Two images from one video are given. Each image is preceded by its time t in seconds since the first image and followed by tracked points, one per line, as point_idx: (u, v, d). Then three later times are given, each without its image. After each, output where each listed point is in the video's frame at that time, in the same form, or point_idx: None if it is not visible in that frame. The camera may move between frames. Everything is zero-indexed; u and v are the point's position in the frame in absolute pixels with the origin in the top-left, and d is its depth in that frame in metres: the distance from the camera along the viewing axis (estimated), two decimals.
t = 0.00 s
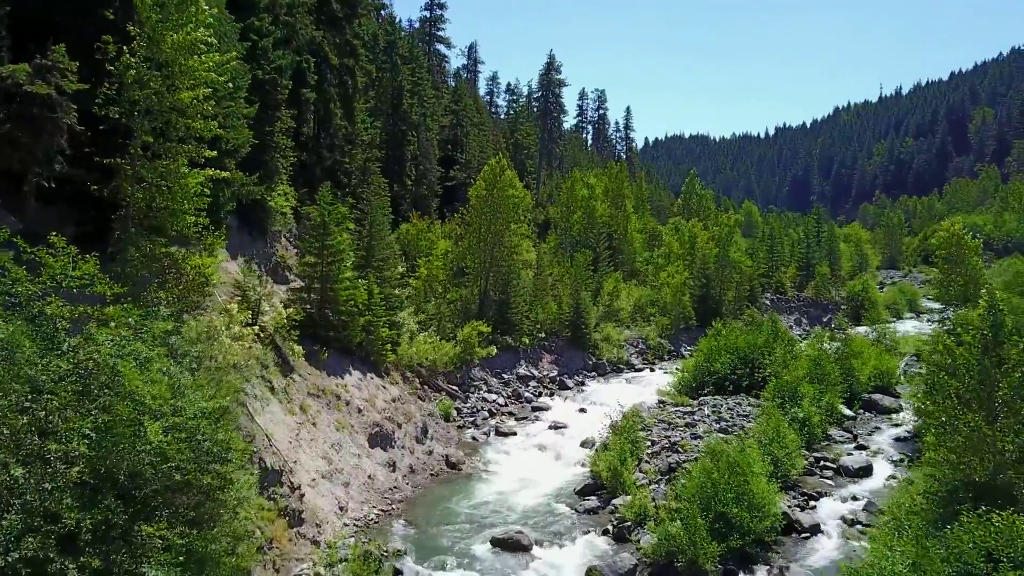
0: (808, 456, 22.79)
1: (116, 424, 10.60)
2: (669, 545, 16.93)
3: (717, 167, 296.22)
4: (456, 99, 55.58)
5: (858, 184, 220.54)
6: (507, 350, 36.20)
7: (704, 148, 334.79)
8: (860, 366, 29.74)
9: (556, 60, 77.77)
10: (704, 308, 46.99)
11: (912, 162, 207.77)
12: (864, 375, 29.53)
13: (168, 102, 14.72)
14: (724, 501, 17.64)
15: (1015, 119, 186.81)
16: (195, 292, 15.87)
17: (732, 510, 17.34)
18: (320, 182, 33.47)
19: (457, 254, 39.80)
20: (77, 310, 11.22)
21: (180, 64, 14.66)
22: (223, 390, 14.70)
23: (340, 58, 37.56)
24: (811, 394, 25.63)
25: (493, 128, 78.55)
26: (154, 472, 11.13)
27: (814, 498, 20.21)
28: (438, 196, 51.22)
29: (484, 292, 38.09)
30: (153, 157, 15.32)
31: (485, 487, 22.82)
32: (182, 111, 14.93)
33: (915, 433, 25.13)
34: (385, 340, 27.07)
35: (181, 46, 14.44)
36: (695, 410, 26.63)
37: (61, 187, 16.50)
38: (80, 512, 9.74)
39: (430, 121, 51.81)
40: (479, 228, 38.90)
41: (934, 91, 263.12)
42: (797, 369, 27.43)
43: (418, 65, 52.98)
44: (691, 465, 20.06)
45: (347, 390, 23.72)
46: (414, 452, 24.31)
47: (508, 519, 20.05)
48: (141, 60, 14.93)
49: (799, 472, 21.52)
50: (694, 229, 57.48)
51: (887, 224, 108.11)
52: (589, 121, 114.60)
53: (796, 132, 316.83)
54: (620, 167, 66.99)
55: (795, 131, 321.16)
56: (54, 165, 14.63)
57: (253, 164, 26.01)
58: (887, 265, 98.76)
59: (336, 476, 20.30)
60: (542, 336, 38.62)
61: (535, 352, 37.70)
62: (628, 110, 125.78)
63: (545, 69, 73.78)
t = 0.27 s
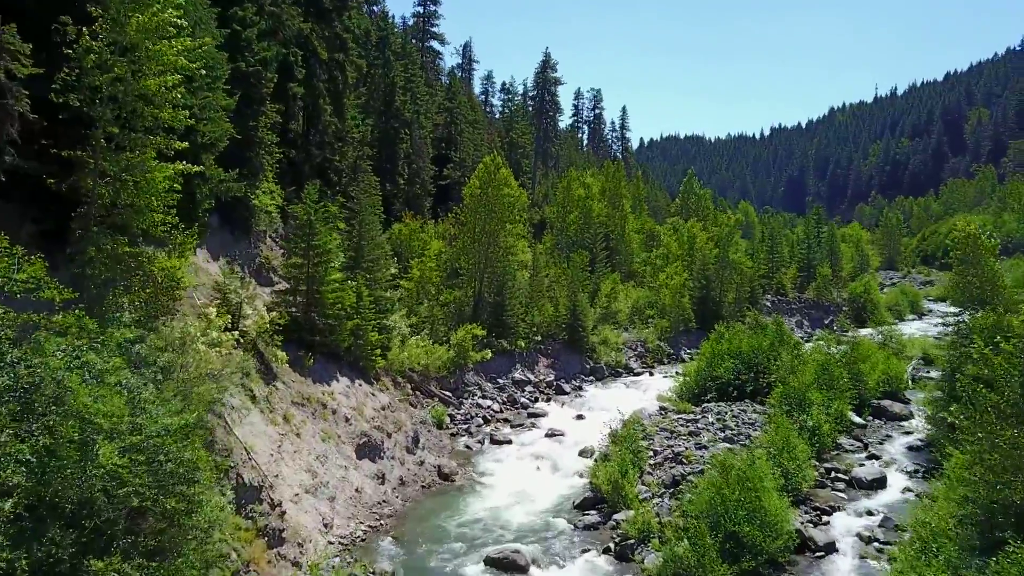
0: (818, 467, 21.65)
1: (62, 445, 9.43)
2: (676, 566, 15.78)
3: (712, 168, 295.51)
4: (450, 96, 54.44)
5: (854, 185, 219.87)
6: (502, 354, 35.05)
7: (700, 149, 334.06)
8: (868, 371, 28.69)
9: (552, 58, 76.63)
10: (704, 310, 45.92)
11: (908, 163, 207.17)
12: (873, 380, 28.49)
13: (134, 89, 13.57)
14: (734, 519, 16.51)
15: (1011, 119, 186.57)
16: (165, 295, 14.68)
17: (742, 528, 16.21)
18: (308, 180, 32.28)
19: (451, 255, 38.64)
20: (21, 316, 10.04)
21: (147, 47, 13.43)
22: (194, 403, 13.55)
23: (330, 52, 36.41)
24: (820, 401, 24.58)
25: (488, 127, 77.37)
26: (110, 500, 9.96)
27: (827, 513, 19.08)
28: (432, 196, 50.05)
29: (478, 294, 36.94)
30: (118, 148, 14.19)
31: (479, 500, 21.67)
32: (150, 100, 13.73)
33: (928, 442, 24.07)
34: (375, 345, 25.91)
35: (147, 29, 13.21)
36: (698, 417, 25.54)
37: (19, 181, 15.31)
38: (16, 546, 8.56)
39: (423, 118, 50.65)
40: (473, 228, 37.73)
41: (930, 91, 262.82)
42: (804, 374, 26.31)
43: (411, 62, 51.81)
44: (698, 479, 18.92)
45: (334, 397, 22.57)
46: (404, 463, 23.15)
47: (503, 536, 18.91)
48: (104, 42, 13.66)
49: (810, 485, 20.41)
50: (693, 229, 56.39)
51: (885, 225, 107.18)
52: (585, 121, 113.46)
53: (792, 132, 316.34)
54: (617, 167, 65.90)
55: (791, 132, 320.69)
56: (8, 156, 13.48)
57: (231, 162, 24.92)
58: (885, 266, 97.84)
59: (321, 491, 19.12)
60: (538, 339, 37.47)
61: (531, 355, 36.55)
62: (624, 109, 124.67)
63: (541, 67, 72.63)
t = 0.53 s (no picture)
0: (828, 479, 20.54)
1: None
2: None
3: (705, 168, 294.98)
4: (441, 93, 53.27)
5: (846, 185, 219.55)
6: (494, 358, 33.91)
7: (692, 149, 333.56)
8: (874, 375, 27.62)
9: (544, 55, 75.51)
10: (701, 312, 44.88)
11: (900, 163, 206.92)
12: (879, 386, 27.42)
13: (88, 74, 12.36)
14: (743, 541, 15.41)
15: (1003, 119, 186.75)
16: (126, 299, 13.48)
17: (752, 549, 15.11)
18: (293, 178, 31.07)
19: (441, 256, 37.46)
20: None
21: (104, 27, 12.21)
22: (154, 418, 12.35)
23: (315, 45, 35.22)
24: (826, 408, 23.50)
25: (480, 126, 76.16)
26: (46, 535, 8.82)
27: (839, 529, 17.96)
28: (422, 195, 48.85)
29: (469, 296, 35.78)
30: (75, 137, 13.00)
31: (469, 514, 20.48)
32: (108, 85, 12.53)
33: (940, 451, 23.00)
34: (361, 350, 24.73)
35: (103, 7, 12.02)
36: (699, 425, 24.44)
37: None
38: None
39: (413, 116, 49.47)
40: (464, 228, 36.54)
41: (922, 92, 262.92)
42: (809, 379, 25.21)
43: (400, 57, 50.60)
44: (704, 495, 17.80)
45: (316, 406, 21.38)
46: (391, 475, 21.97)
47: (495, 556, 17.74)
48: (55, 23, 12.36)
49: (819, 498, 19.30)
50: (688, 229, 55.35)
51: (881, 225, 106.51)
52: (577, 120, 112.42)
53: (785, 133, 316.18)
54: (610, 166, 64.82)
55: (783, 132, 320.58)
56: None
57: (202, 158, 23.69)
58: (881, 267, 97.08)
59: (300, 507, 17.92)
60: (532, 343, 36.31)
61: (524, 359, 35.40)
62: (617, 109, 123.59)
63: (533, 64, 71.45)
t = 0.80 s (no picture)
0: (838, 491, 19.45)
1: None
2: None
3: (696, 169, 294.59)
4: (430, 90, 52.06)
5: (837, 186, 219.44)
6: (485, 363, 32.74)
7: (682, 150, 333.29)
8: (879, 381, 26.58)
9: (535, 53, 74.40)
10: (696, 314, 43.83)
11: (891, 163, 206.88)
12: (884, 391, 26.40)
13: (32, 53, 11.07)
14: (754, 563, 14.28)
15: (993, 119, 188.58)
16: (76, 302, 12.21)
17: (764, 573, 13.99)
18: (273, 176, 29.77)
19: (429, 257, 36.26)
20: None
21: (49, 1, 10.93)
22: (107, 436, 11.10)
23: (299, 37, 33.95)
24: (833, 416, 22.41)
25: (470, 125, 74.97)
26: None
27: (852, 546, 16.84)
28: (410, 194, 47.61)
29: (459, 298, 34.60)
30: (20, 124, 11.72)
31: (458, 530, 19.28)
32: (56, 67, 11.27)
33: (951, 461, 21.95)
34: (344, 356, 23.49)
35: None
36: (700, 434, 23.32)
37: None
38: None
39: (401, 113, 48.22)
40: (453, 228, 35.34)
41: (912, 92, 263.33)
42: (814, 385, 24.16)
43: (388, 53, 49.35)
44: (710, 512, 16.66)
45: (296, 415, 20.13)
46: (376, 488, 20.75)
47: None
48: None
49: (830, 513, 18.19)
50: (682, 229, 54.33)
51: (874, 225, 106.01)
52: (569, 120, 111.42)
53: (775, 133, 316.30)
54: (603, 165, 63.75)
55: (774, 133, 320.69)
56: None
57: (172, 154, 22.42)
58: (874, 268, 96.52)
59: (276, 526, 16.67)
60: (524, 346, 35.15)
61: (516, 363, 34.22)
62: (608, 108, 122.66)
63: (524, 62, 70.31)
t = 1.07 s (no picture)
0: (850, 506, 18.34)
1: None
2: None
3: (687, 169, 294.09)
4: (419, 86, 50.79)
5: (828, 186, 219.15)
6: (475, 367, 31.54)
7: (674, 150, 332.85)
8: (886, 385, 25.52)
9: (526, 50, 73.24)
10: (693, 315, 42.75)
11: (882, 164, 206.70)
12: (892, 398, 25.32)
13: None
14: None
15: (984, 120, 189.17)
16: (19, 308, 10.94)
17: None
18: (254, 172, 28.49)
19: (418, 257, 35.03)
20: None
21: None
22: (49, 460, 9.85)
23: (283, 28, 32.67)
24: (842, 424, 21.29)
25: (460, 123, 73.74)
26: None
27: (869, 566, 15.70)
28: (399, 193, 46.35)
29: (449, 300, 33.38)
30: None
31: (447, 549, 18.06)
32: None
33: (966, 472, 20.84)
34: (328, 362, 22.24)
35: None
36: (701, 444, 22.17)
37: None
38: None
39: (390, 109, 46.96)
40: (443, 227, 34.11)
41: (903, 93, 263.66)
42: (821, 391, 23.06)
43: (377, 48, 48.07)
44: (720, 534, 15.51)
45: (274, 426, 18.87)
46: (360, 503, 19.51)
47: None
48: None
49: (843, 530, 17.06)
50: (677, 228, 53.27)
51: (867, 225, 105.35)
52: (560, 119, 110.34)
53: (766, 134, 316.30)
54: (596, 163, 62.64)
55: (765, 133, 320.67)
56: None
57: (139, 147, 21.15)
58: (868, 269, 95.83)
59: (250, 547, 15.41)
60: (516, 350, 33.96)
61: (508, 367, 33.03)
62: (600, 108, 121.62)
63: (516, 58, 69.10)
